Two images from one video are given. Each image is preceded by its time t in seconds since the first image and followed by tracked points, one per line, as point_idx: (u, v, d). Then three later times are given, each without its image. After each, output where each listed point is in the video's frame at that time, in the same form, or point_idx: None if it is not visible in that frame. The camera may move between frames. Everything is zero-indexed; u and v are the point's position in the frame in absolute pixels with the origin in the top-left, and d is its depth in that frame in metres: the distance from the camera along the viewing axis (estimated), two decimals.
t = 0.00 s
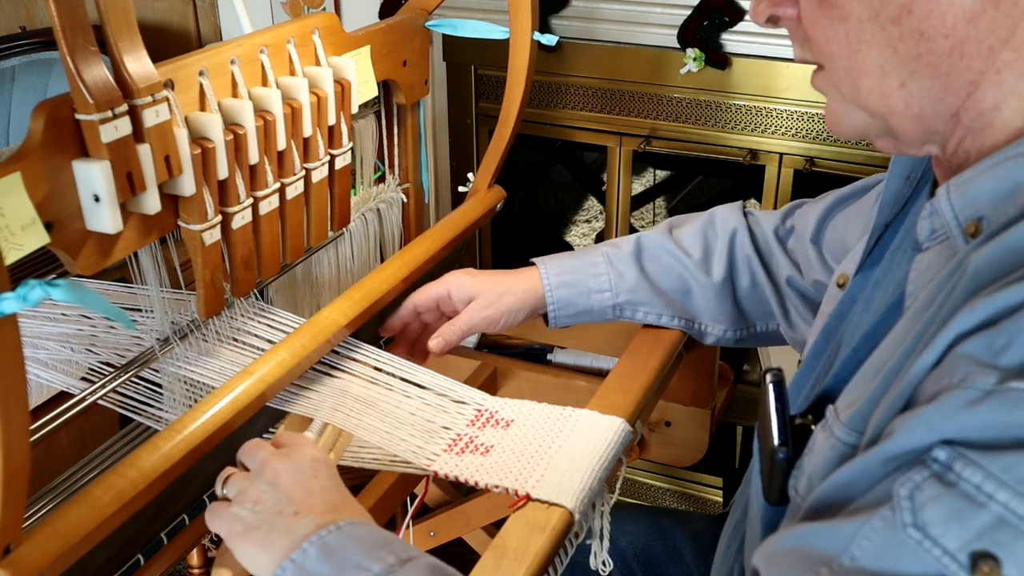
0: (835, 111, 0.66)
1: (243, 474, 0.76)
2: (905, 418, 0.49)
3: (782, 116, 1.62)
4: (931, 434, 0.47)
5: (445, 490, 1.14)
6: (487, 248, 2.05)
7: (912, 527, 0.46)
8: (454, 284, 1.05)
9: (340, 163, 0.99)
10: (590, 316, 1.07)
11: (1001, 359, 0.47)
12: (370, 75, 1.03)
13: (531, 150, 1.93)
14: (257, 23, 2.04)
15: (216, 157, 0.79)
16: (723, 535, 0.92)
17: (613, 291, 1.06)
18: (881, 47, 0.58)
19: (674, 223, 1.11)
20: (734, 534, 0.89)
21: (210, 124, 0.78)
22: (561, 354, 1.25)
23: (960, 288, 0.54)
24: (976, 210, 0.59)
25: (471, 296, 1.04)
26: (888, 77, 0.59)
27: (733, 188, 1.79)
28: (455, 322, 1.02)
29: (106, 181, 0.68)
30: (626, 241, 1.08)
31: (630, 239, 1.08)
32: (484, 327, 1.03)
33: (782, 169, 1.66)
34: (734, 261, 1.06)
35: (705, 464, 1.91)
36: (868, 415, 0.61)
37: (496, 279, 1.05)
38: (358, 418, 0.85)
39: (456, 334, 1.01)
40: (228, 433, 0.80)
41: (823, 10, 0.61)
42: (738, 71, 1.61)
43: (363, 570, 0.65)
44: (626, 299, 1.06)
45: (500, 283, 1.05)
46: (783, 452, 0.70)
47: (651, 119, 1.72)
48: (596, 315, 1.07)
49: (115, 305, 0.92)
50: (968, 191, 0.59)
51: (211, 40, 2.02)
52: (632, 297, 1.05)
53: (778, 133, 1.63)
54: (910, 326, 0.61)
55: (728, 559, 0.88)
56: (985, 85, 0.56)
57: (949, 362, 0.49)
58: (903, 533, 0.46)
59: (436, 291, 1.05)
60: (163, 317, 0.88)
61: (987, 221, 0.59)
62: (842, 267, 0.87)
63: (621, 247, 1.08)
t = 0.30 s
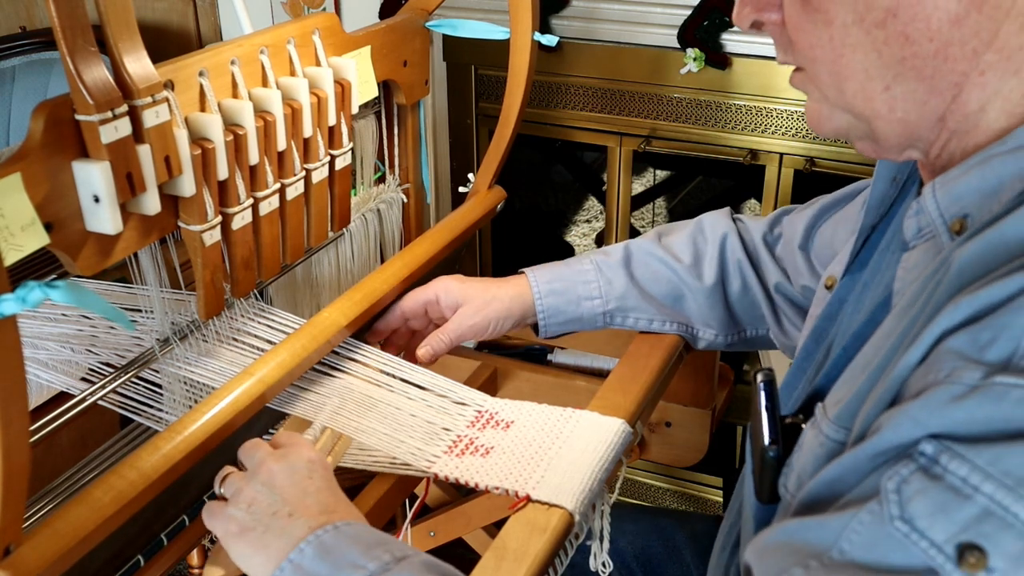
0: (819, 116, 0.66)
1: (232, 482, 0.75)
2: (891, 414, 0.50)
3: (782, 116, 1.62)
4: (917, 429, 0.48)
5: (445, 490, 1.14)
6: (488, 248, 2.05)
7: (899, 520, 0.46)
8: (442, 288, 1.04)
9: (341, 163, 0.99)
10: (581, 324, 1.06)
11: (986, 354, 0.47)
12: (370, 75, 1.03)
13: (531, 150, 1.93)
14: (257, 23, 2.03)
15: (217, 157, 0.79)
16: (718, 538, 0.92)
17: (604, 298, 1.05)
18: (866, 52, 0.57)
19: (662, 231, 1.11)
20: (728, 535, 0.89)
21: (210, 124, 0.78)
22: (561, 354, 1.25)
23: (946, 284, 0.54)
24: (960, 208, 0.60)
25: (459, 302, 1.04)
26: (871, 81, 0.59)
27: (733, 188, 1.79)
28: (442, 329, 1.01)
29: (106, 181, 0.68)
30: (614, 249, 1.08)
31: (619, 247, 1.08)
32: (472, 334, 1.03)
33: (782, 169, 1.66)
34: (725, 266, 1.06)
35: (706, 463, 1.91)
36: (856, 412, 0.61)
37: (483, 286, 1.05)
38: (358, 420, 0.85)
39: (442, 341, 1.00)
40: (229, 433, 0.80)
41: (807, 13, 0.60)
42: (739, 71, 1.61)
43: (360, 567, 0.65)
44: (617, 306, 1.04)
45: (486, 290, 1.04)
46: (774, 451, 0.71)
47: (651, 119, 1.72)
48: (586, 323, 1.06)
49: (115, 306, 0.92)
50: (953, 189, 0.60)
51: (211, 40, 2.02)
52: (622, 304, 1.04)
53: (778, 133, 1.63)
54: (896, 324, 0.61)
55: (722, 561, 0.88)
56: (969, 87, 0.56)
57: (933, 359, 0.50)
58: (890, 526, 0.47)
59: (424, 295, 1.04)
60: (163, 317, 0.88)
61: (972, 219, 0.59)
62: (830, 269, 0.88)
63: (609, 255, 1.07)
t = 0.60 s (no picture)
0: (822, 119, 0.66)
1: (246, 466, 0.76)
2: (883, 405, 0.50)
3: (782, 116, 1.62)
4: (907, 420, 0.48)
5: (445, 490, 1.14)
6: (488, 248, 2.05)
7: (884, 506, 0.47)
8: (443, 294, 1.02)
9: (341, 163, 0.99)
10: (581, 326, 1.06)
11: (979, 349, 0.47)
12: (371, 74, 1.03)
13: (531, 150, 1.93)
14: (257, 23, 2.03)
15: (217, 157, 0.79)
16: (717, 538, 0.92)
17: (604, 300, 1.05)
18: (869, 57, 0.57)
19: (661, 232, 1.11)
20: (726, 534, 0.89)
21: (211, 124, 0.78)
22: (562, 354, 1.24)
23: (940, 280, 0.55)
24: (958, 206, 0.60)
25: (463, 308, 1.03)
26: (876, 85, 0.58)
27: (733, 188, 1.79)
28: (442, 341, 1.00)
29: (107, 181, 0.68)
30: (614, 251, 1.08)
31: (619, 249, 1.08)
32: (475, 342, 1.02)
33: (782, 169, 1.67)
34: (726, 266, 1.06)
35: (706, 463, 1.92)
36: (847, 403, 0.61)
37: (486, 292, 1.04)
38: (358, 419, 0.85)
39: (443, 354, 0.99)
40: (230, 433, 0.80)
41: (808, 18, 0.60)
42: (739, 71, 1.61)
43: (361, 545, 0.65)
44: (618, 308, 1.05)
45: (488, 297, 1.03)
46: (769, 448, 0.71)
47: (651, 119, 1.72)
48: (586, 326, 1.06)
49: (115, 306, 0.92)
50: (952, 187, 0.60)
51: (211, 40, 2.02)
52: (622, 306, 1.04)
53: (778, 133, 1.64)
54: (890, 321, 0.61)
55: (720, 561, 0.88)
56: (971, 92, 0.56)
57: (927, 353, 0.50)
58: (876, 511, 0.47)
59: (426, 299, 1.02)
60: (163, 317, 0.88)
61: (969, 216, 0.59)
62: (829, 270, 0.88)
63: (609, 257, 1.08)
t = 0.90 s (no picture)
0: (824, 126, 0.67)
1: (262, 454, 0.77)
2: (875, 405, 0.50)
3: (782, 116, 1.62)
4: (896, 422, 0.48)
5: (445, 490, 1.14)
6: (488, 248, 2.05)
7: (872, 508, 0.47)
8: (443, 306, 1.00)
9: (340, 163, 0.99)
10: (578, 328, 1.06)
11: (971, 352, 0.47)
12: (370, 74, 1.03)
13: (531, 150, 1.93)
14: (257, 23, 2.03)
15: (217, 157, 0.79)
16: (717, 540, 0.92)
17: (602, 303, 1.05)
18: (874, 64, 0.57)
19: (657, 232, 1.11)
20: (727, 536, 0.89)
21: (211, 124, 0.78)
22: (562, 354, 1.22)
23: (934, 286, 0.54)
24: (956, 209, 0.60)
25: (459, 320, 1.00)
26: (880, 94, 0.58)
27: (733, 188, 1.79)
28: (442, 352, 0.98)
29: (106, 181, 0.68)
30: (611, 252, 1.08)
31: (615, 250, 1.08)
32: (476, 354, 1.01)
33: (781, 169, 1.67)
34: (723, 266, 1.06)
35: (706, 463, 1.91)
36: (841, 405, 0.61)
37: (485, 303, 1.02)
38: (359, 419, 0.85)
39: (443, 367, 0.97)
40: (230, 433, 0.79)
41: (811, 27, 0.60)
42: (739, 71, 1.61)
43: (373, 527, 0.65)
44: (615, 310, 1.05)
45: (487, 308, 1.01)
46: (766, 451, 0.71)
47: (651, 119, 1.72)
48: (584, 328, 1.06)
49: (115, 305, 0.92)
50: (951, 190, 0.60)
51: (211, 40, 2.02)
52: (620, 308, 1.05)
53: (778, 133, 1.63)
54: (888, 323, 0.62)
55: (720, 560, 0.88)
56: (978, 96, 0.56)
57: (920, 356, 0.50)
58: (863, 513, 0.47)
59: (423, 311, 0.99)
60: (163, 317, 0.89)
61: (967, 220, 0.59)
62: (833, 273, 0.87)
63: (606, 259, 1.08)
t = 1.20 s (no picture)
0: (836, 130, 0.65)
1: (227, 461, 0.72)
2: (893, 435, 0.49)
3: (782, 116, 1.62)
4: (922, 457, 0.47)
5: (445, 490, 1.14)
6: (488, 248, 2.05)
7: (911, 556, 0.45)
8: (427, 306, 0.99)
9: (341, 163, 0.99)
10: (566, 332, 1.05)
11: (985, 371, 0.46)
12: (371, 74, 1.02)
13: (531, 150, 1.93)
14: (257, 23, 2.03)
15: (217, 157, 0.79)
16: (717, 536, 0.93)
17: (590, 306, 1.05)
18: (884, 65, 0.57)
19: (647, 233, 1.10)
20: (726, 536, 0.91)
21: (211, 124, 0.78)
22: (562, 354, 1.26)
23: (942, 298, 0.54)
24: (959, 216, 0.60)
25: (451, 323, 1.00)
26: (901, 92, 0.58)
27: (733, 188, 1.79)
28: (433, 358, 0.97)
29: (106, 181, 0.68)
30: (600, 255, 1.07)
31: (605, 253, 1.07)
32: (468, 357, 1.00)
33: (781, 169, 1.66)
34: (714, 267, 1.06)
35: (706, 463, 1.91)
36: (852, 420, 0.61)
37: (472, 302, 1.01)
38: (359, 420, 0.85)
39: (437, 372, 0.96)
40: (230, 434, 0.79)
41: (826, 27, 0.59)
42: (739, 71, 1.61)
43: (372, 545, 0.62)
44: (604, 314, 1.05)
45: (474, 309, 1.00)
46: (768, 459, 0.71)
47: (651, 119, 1.72)
48: (573, 332, 1.05)
49: (115, 306, 0.92)
50: (951, 197, 0.60)
51: (212, 40, 2.02)
52: (609, 312, 1.04)
53: (778, 133, 1.63)
54: (898, 330, 0.61)
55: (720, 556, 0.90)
56: (996, 90, 0.57)
57: (933, 378, 0.49)
58: (902, 562, 0.45)
59: (410, 315, 0.99)
60: (163, 318, 0.88)
61: (970, 227, 0.59)
62: (825, 271, 0.87)
63: (595, 261, 1.07)
